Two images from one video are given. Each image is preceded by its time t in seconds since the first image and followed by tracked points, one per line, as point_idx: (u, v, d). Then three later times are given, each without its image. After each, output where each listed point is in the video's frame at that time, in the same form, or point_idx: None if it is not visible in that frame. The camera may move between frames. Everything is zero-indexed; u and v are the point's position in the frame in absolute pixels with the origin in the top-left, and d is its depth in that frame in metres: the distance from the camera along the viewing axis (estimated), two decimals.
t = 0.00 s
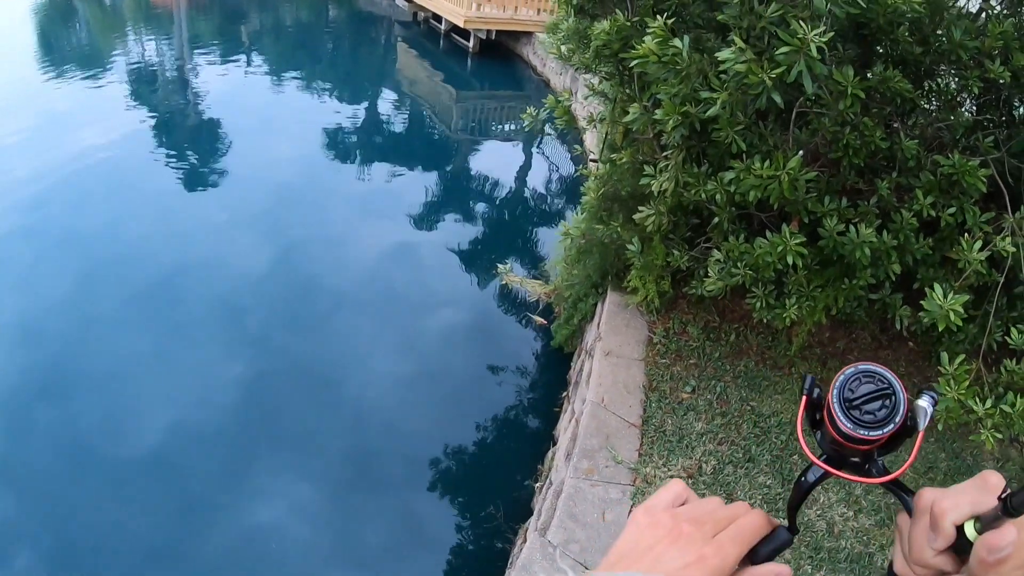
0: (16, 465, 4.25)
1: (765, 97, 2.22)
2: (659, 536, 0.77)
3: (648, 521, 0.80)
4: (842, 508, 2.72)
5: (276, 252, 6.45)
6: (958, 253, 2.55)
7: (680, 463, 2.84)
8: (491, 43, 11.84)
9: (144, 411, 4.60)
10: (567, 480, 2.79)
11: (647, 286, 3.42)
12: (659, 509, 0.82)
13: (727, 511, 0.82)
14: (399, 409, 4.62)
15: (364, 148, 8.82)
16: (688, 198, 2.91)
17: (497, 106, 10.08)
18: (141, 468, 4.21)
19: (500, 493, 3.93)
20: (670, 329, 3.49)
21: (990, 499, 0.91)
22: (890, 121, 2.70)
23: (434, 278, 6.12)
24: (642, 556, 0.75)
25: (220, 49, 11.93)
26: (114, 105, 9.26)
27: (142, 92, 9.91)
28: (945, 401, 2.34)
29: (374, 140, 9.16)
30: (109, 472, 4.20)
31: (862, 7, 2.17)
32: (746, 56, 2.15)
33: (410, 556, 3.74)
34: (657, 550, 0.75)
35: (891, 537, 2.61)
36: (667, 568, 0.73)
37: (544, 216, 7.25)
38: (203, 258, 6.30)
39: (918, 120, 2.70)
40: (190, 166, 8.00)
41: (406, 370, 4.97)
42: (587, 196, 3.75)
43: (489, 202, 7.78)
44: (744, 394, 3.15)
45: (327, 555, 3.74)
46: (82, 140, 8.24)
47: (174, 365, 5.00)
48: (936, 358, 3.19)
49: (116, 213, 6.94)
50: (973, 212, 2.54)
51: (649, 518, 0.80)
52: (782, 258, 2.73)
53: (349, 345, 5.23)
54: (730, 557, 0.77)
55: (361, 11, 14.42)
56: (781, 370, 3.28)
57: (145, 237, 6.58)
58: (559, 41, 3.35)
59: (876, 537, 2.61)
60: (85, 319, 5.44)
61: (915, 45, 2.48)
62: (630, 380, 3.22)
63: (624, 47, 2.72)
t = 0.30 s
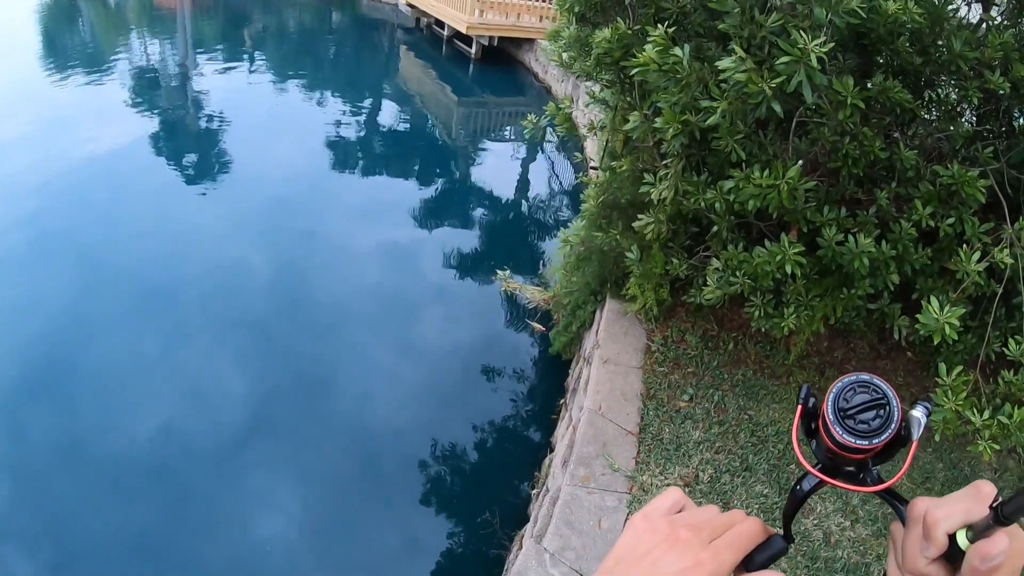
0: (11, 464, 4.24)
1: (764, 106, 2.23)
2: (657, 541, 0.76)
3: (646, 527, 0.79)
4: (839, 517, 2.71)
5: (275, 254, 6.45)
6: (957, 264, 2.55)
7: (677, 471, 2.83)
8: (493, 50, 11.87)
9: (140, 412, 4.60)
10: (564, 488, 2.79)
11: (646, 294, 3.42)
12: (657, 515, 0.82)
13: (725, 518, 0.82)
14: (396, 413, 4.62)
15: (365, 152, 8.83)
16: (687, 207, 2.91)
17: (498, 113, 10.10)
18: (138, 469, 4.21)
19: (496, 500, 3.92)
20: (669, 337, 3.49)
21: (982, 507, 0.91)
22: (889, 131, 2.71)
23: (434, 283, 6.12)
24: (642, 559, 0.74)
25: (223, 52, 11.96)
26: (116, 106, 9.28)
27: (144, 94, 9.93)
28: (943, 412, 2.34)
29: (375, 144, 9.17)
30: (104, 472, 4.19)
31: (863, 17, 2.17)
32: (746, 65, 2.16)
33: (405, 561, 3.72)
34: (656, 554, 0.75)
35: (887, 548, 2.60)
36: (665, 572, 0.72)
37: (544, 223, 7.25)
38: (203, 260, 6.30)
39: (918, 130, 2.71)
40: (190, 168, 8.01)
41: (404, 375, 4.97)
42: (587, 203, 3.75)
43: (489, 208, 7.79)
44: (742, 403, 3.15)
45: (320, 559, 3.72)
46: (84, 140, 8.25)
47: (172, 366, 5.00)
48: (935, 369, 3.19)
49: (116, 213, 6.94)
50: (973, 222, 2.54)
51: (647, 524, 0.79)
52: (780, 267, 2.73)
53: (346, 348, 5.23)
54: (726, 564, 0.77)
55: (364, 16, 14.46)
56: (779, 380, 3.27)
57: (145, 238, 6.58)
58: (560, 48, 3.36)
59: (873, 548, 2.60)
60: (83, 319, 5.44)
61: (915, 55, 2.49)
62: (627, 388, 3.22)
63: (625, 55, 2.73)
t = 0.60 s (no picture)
0: (9, 465, 4.23)
1: (767, 114, 2.22)
2: (650, 547, 0.75)
3: (638, 535, 0.78)
4: (839, 525, 2.69)
5: (276, 257, 6.46)
6: (958, 272, 2.54)
7: (677, 479, 2.82)
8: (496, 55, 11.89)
9: (140, 412, 4.60)
10: (564, 494, 2.78)
11: (647, 300, 3.41)
12: (650, 523, 0.80)
13: (717, 525, 0.81)
14: (395, 417, 4.61)
15: (368, 156, 8.84)
16: (689, 214, 2.91)
17: (501, 118, 10.11)
18: (136, 471, 4.20)
19: (495, 506, 3.90)
20: (669, 344, 3.48)
21: (961, 515, 0.92)
22: (891, 139, 2.70)
23: (434, 288, 6.11)
24: (635, 566, 0.73)
25: (226, 54, 11.99)
26: (119, 107, 9.30)
27: (148, 96, 9.95)
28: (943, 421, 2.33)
29: (377, 148, 9.18)
30: (103, 472, 4.19)
31: (866, 25, 2.17)
32: (749, 73, 2.16)
33: (402, 565, 3.71)
34: (648, 560, 0.73)
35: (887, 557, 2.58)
36: None
37: (545, 229, 7.25)
38: (204, 261, 6.31)
39: (920, 138, 2.70)
40: (192, 170, 8.02)
41: (404, 380, 4.96)
42: (589, 209, 3.74)
43: (490, 212, 7.79)
44: (742, 410, 3.14)
45: (317, 563, 3.71)
46: (87, 141, 8.27)
47: (172, 367, 5.00)
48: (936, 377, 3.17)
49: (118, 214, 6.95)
50: (975, 231, 2.53)
51: (640, 532, 0.78)
52: (782, 274, 2.73)
53: (347, 352, 5.23)
54: (718, 569, 0.76)
55: (367, 20, 14.49)
56: (780, 387, 3.26)
57: (146, 239, 6.59)
58: (563, 54, 3.36)
59: (873, 557, 2.59)
60: (84, 319, 5.45)
61: (918, 63, 2.49)
62: (628, 395, 3.21)
63: (628, 61, 2.72)
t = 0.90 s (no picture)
0: (10, 467, 4.22)
1: (770, 121, 2.22)
2: (641, 552, 0.76)
3: (631, 542, 0.78)
4: (839, 533, 2.68)
5: (279, 260, 6.46)
6: (961, 280, 2.54)
7: (678, 486, 2.81)
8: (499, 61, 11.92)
9: (141, 414, 4.60)
10: (564, 501, 2.77)
11: (649, 307, 3.41)
12: (644, 530, 0.81)
13: (707, 531, 0.80)
14: (398, 421, 4.61)
15: (370, 160, 8.85)
16: (692, 220, 2.91)
17: (503, 123, 10.12)
18: (136, 474, 4.19)
19: (496, 512, 3.89)
20: (671, 351, 3.47)
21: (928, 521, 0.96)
22: (894, 147, 2.70)
23: (436, 293, 6.11)
24: (626, 571, 0.74)
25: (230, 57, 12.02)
26: (123, 110, 9.32)
27: (151, 98, 9.98)
28: (946, 429, 2.32)
29: (380, 152, 9.19)
30: (104, 474, 4.19)
31: (870, 32, 2.16)
32: (752, 80, 2.15)
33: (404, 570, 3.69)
34: (639, 564, 0.74)
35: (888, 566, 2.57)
36: None
37: (547, 234, 7.25)
38: (206, 264, 6.32)
39: (922, 145, 2.70)
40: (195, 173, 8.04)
41: (405, 384, 4.95)
42: (591, 216, 3.74)
43: (492, 217, 7.79)
44: (744, 417, 3.13)
45: (318, 566, 3.70)
46: (90, 143, 8.29)
47: (173, 369, 5.00)
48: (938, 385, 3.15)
49: (121, 216, 6.96)
50: (977, 238, 2.53)
51: (632, 538, 0.78)
52: (784, 282, 2.72)
53: (349, 355, 5.23)
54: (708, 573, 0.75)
55: (371, 24, 14.54)
56: (781, 395, 3.25)
57: (149, 241, 6.60)
58: (566, 60, 3.36)
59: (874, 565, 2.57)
60: (86, 321, 5.46)
61: (921, 70, 2.48)
62: (629, 402, 3.20)
63: (631, 68, 2.72)
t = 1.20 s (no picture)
0: (12, 468, 4.24)
1: (772, 128, 2.23)
2: (645, 554, 0.77)
3: (635, 543, 0.80)
4: (840, 540, 2.68)
5: (281, 264, 6.48)
6: (962, 287, 2.54)
7: (679, 492, 2.81)
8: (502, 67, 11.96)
9: (143, 416, 4.62)
10: (565, 506, 2.77)
11: (650, 313, 3.41)
12: (648, 530, 0.82)
13: (713, 532, 0.81)
14: (399, 425, 4.62)
15: (373, 165, 8.88)
16: (694, 227, 2.91)
17: (506, 129, 10.15)
18: (137, 477, 4.20)
19: (496, 517, 3.89)
20: (672, 358, 3.47)
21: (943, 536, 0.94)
22: (895, 153, 2.71)
23: (438, 297, 6.12)
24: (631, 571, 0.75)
25: (233, 61, 12.07)
26: (127, 113, 9.35)
27: (155, 101, 10.02)
28: (947, 435, 2.32)
29: (383, 157, 9.22)
30: (105, 475, 4.20)
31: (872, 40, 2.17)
32: (754, 87, 2.16)
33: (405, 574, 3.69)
34: (643, 566, 0.75)
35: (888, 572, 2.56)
36: None
37: (550, 240, 7.26)
38: (209, 267, 6.34)
39: (924, 151, 2.71)
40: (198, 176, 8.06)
41: (406, 389, 4.95)
42: (593, 221, 3.75)
43: (495, 222, 7.80)
44: (745, 424, 3.13)
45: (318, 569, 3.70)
46: (94, 146, 8.32)
47: (175, 372, 5.02)
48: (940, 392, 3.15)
49: (124, 219, 6.99)
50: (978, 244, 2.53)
51: (636, 539, 0.80)
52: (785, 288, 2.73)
53: (350, 359, 5.24)
54: None
55: (374, 29, 14.59)
56: (783, 401, 3.25)
57: (151, 244, 6.62)
58: (569, 66, 3.37)
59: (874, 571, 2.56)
60: (89, 323, 5.48)
61: (922, 77, 2.49)
62: (630, 408, 3.21)
63: (633, 75, 2.73)
